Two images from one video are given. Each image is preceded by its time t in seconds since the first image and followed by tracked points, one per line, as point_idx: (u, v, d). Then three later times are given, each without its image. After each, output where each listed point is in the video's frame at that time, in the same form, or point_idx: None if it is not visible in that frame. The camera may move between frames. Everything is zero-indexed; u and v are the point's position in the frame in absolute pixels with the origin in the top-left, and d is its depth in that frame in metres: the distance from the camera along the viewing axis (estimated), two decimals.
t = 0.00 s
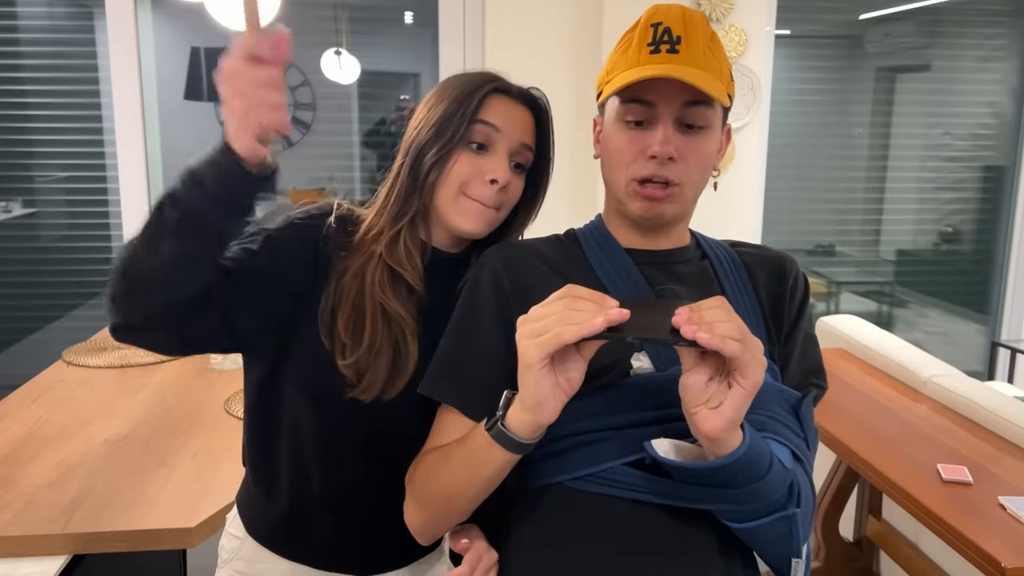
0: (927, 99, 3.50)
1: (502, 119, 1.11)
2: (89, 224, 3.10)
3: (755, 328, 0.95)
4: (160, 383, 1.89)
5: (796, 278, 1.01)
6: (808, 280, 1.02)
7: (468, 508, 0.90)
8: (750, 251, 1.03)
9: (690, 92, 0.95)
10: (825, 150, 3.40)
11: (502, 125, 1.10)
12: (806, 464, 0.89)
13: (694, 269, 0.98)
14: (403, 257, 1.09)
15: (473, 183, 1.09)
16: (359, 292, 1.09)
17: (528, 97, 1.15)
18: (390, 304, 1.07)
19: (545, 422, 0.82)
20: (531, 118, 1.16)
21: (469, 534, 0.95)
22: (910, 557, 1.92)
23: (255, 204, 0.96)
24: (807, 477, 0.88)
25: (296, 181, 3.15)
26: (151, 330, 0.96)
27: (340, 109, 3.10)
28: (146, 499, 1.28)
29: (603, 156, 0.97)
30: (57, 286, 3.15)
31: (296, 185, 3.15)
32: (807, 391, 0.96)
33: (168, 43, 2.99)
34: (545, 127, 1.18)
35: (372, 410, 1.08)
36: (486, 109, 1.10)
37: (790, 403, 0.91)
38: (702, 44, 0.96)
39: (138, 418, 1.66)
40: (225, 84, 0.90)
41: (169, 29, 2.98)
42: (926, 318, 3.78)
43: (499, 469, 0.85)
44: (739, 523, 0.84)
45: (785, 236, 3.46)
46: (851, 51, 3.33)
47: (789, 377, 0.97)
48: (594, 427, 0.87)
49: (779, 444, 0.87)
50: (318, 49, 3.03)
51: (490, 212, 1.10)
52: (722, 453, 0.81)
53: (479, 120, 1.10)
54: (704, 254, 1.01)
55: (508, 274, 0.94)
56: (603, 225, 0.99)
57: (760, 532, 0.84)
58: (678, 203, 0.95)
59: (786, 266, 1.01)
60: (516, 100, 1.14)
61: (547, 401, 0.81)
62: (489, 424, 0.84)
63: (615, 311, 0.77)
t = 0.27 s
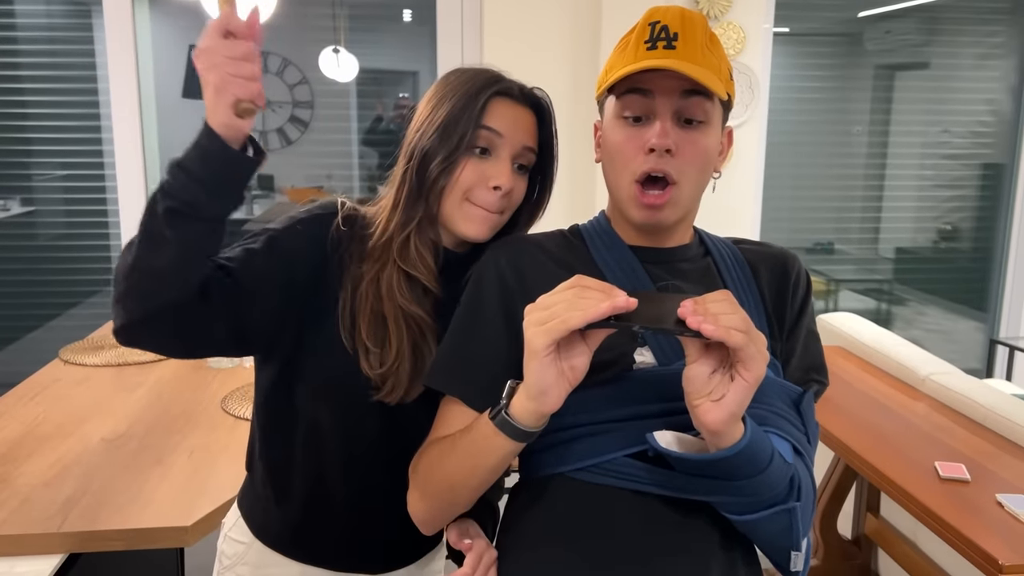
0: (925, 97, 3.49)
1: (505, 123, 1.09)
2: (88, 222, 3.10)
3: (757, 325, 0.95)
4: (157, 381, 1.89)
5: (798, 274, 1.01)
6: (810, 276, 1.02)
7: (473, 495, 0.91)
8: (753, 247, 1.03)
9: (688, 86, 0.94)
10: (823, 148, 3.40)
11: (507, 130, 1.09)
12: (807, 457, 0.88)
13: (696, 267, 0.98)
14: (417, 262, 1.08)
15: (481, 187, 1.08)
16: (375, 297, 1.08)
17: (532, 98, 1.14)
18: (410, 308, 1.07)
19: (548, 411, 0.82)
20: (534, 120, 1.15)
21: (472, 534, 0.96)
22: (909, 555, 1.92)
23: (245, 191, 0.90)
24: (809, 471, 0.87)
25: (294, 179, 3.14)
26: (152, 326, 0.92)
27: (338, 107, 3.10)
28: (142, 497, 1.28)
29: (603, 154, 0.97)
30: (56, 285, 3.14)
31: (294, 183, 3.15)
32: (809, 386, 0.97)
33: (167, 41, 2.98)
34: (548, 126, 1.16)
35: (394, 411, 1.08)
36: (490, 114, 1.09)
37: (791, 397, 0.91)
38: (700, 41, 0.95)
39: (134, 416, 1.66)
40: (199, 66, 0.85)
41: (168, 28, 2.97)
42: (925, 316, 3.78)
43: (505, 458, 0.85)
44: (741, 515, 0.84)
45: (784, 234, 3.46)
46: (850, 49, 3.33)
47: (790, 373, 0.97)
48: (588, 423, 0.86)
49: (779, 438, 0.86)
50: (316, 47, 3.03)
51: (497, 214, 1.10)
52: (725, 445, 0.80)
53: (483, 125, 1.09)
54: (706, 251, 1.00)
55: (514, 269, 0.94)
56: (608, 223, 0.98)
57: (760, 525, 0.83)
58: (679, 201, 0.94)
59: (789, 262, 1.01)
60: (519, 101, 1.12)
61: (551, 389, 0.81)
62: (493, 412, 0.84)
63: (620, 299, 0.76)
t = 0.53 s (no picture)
0: (923, 95, 3.49)
1: (473, 108, 1.09)
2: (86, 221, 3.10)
3: (750, 320, 0.94)
4: (156, 380, 1.89)
5: (792, 271, 1.01)
6: (804, 274, 1.02)
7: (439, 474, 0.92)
8: (748, 244, 1.03)
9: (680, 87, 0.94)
10: (822, 145, 3.40)
11: (474, 114, 1.09)
12: (799, 453, 0.88)
13: (690, 262, 0.98)
14: (391, 250, 1.07)
15: (451, 175, 1.07)
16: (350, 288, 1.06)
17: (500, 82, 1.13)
18: (386, 298, 1.06)
19: (524, 400, 0.82)
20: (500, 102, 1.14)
21: (475, 504, 0.92)
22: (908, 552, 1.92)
23: (195, 191, 0.92)
24: (800, 468, 0.87)
25: (293, 177, 3.14)
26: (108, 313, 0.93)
27: (337, 105, 3.10)
28: (139, 495, 1.28)
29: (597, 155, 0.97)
30: (54, 284, 3.14)
31: (293, 182, 3.15)
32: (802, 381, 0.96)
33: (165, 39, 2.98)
34: (515, 108, 1.16)
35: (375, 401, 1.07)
36: (455, 99, 1.08)
37: (783, 392, 0.90)
38: (693, 42, 0.94)
39: (133, 415, 1.66)
40: (156, 58, 0.86)
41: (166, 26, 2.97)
42: (924, 314, 3.78)
43: (474, 442, 0.86)
44: (731, 508, 0.82)
45: (782, 232, 3.46)
46: (848, 47, 3.33)
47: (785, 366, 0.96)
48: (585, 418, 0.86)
49: (770, 433, 0.85)
50: (315, 45, 3.03)
51: (471, 201, 1.09)
52: (713, 440, 0.80)
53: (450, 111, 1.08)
54: (701, 247, 1.00)
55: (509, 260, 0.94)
56: (605, 220, 0.98)
57: (749, 519, 0.82)
58: (674, 200, 0.93)
59: (783, 259, 1.01)
60: (484, 86, 1.11)
61: (528, 379, 0.81)
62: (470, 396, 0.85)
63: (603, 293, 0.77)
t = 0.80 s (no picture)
0: (922, 93, 3.50)
1: (457, 100, 1.08)
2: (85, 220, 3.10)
3: (743, 318, 0.94)
4: (155, 378, 1.89)
5: (782, 270, 1.01)
6: (792, 272, 1.01)
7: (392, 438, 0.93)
8: (741, 243, 1.02)
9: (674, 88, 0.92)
10: (820, 144, 3.40)
11: (460, 106, 1.08)
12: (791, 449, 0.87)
13: (685, 261, 0.96)
14: (383, 251, 1.06)
15: (443, 168, 1.07)
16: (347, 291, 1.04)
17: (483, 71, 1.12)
18: (385, 297, 1.04)
19: (505, 392, 0.83)
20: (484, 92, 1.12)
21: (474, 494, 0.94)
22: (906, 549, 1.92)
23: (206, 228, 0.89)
24: (791, 464, 0.86)
25: (291, 176, 3.14)
26: (99, 330, 0.91)
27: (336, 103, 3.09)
28: (139, 493, 1.29)
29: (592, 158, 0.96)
30: (52, 282, 3.14)
31: (291, 180, 3.14)
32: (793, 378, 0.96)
33: (164, 38, 2.98)
34: (499, 98, 1.15)
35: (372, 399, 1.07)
36: (440, 91, 1.07)
37: (775, 388, 0.89)
38: (687, 42, 0.93)
39: (132, 413, 1.66)
40: (196, 113, 0.81)
41: (164, 24, 2.97)
42: (922, 312, 3.79)
43: (439, 418, 0.87)
44: (723, 506, 0.82)
45: (781, 230, 3.46)
46: (847, 45, 3.33)
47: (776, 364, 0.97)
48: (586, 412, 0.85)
49: (763, 430, 0.84)
50: (314, 43, 3.03)
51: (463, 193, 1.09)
52: (703, 439, 0.79)
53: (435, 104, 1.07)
54: (695, 245, 0.99)
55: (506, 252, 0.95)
56: (602, 215, 0.97)
57: (740, 516, 0.82)
58: (668, 200, 0.92)
59: (774, 259, 1.00)
60: (469, 77, 1.10)
61: (510, 372, 0.82)
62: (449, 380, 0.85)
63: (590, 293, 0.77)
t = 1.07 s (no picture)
0: (920, 91, 3.50)
1: (430, 102, 1.07)
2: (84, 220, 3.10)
3: (744, 320, 0.94)
4: (153, 377, 1.88)
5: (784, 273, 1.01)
6: (796, 273, 1.02)
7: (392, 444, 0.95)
8: (744, 244, 1.02)
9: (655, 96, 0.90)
10: (819, 142, 3.40)
11: (432, 108, 1.07)
12: (784, 453, 0.87)
13: (688, 261, 0.96)
14: (364, 253, 1.06)
15: (418, 171, 1.07)
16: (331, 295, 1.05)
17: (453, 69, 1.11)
18: (371, 298, 1.05)
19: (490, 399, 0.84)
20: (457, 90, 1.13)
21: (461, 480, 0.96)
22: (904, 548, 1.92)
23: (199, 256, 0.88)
24: (786, 470, 0.86)
25: (290, 174, 3.14)
26: (97, 361, 0.91)
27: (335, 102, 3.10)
28: (138, 492, 1.29)
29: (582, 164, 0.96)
30: (51, 281, 3.14)
31: (290, 179, 3.15)
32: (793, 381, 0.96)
33: (163, 37, 2.98)
34: (471, 94, 1.14)
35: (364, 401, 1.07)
36: (412, 94, 1.07)
37: (772, 393, 0.88)
38: (670, 48, 0.91)
39: (130, 412, 1.66)
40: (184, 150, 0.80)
41: (162, 24, 2.96)
42: (920, 310, 3.80)
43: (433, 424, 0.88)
44: (715, 512, 0.83)
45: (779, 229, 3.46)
46: (845, 43, 3.33)
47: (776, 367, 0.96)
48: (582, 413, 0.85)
49: (755, 437, 0.84)
50: (312, 43, 3.03)
51: (440, 192, 1.09)
52: (690, 448, 0.79)
53: (408, 106, 1.07)
54: (698, 245, 0.99)
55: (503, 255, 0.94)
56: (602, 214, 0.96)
57: (734, 522, 0.83)
58: (654, 206, 0.91)
59: (776, 261, 1.01)
60: (440, 76, 1.10)
61: (494, 380, 0.83)
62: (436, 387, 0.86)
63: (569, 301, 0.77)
